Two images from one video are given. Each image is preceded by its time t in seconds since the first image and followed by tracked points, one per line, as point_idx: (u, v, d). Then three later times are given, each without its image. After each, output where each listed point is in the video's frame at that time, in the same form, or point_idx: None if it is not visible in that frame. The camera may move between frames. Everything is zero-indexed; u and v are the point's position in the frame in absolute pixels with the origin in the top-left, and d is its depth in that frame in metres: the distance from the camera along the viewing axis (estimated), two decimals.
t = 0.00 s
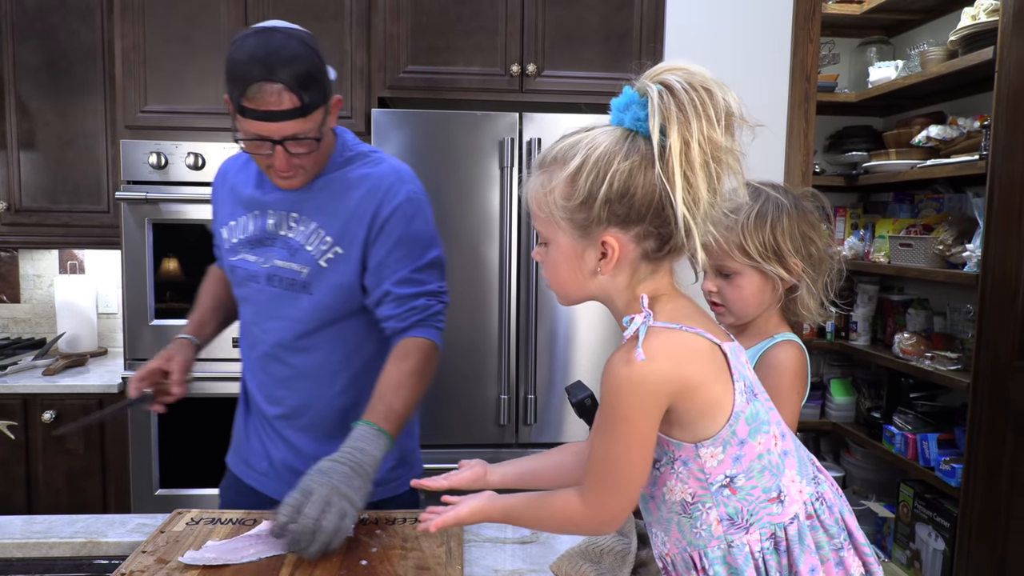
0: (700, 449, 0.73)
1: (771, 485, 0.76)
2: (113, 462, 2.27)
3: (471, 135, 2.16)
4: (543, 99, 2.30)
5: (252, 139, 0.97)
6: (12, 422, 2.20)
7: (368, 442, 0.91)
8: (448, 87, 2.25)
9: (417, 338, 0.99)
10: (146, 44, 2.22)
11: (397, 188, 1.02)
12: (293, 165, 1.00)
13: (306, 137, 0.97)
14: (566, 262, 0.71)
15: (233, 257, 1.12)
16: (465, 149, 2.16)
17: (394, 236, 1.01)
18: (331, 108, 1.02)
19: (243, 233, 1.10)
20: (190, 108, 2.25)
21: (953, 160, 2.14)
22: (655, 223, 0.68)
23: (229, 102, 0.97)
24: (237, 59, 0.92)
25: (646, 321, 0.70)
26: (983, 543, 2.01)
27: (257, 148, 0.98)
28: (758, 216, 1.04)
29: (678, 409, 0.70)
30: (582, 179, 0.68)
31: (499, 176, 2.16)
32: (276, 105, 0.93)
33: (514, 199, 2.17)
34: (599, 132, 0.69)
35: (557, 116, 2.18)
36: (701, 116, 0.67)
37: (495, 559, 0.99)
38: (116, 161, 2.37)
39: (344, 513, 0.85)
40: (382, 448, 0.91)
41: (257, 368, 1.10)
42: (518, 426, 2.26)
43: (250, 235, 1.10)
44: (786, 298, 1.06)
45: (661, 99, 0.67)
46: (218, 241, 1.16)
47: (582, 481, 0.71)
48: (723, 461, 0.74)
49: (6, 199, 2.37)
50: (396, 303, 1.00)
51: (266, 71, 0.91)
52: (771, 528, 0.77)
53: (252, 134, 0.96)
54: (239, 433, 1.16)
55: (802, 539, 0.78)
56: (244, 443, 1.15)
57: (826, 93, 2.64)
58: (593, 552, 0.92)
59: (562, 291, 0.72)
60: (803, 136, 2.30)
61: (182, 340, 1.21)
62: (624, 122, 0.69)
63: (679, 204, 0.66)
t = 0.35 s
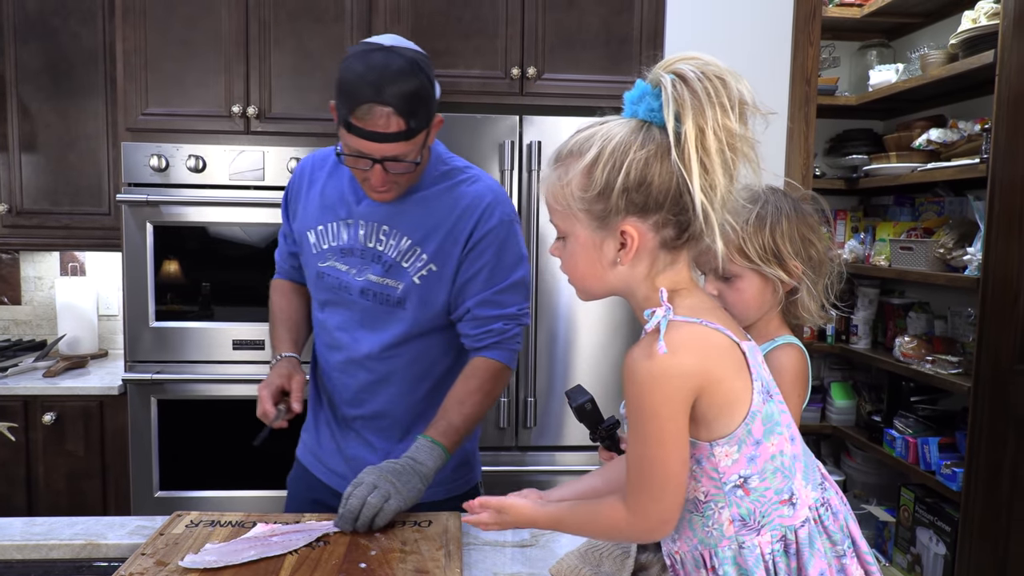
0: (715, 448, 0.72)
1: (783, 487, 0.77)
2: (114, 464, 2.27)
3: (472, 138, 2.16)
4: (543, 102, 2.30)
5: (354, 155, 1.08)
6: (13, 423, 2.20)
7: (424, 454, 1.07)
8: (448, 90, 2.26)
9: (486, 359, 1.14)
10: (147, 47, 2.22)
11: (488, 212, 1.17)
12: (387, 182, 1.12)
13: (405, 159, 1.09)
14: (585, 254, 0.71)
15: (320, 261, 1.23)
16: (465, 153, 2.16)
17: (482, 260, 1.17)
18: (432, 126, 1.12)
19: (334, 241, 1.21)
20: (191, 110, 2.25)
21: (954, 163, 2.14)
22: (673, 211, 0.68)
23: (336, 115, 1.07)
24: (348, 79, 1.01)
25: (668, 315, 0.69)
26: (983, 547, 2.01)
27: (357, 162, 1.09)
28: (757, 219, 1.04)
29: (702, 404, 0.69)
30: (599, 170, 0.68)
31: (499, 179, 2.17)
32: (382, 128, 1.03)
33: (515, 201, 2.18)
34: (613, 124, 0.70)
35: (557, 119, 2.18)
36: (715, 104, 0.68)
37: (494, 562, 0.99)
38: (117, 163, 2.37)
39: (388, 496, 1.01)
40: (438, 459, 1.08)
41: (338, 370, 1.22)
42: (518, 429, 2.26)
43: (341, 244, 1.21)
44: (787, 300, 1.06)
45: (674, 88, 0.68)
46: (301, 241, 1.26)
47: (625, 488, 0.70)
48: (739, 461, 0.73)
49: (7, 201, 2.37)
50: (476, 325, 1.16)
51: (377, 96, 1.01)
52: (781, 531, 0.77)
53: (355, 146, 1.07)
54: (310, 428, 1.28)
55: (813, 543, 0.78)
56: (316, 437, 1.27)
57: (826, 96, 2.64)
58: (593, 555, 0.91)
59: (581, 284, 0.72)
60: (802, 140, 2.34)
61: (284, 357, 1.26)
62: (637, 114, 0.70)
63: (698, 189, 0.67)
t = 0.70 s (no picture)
0: (735, 442, 0.72)
1: (801, 484, 0.76)
2: (119, 461, 2.28)
3: (476, 135, 2.16)
4: (546, 98, 2.29)
5: (374, 162, 1.11)
6: (18, 420, 2.21)
7: (429, 456, 1.08)
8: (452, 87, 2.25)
9: (493, 359, 1.18)
10: (151, 44, 2.22)
11: (509, 214, 1.23)
12: (404, 189, 1.15)
13: (423, 169, 1.12)
14: (611, 241, 0.72)
15: (344, 268, 1.25)
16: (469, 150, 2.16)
17: (500, 260, 1.22)
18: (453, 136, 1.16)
19: (361, 248, 1.24)
20: (194, 108, 2.26)
21: (959, 160, 2.13)
22: (700, 198, 0.68)
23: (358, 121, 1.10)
24: (371, 88, 1.05)
25: (694, 306, 0.68)
26: (988, 544, 2.00)
27: (377, 169, 1.12)
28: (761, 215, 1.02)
29: (727, 397, 0.69)
30: (627, 155, 0.69)
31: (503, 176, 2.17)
32: (404, 137, 1.06)
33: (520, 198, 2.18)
34: (643, 109, 0.70)
35: (561, 116, 2.18)
36: (747, 91, 0.67)
37: (497, 559, 0.99)
38: (121, 161, 2.38)
39: (388, 494, 1.01)
40: (443, 461, 1.08)
41: (363, 374, 1.26)
42: (521, 427, 2.26)
43: (368, 251, 1.24)
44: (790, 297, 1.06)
45: (706, 73, 0.68)
46: (321, 247, 1.28)
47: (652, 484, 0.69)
48: (759, 456, 0.73)
49: (12, 198, 2.38)
50: (486, 323, 1.21)
51: (400, 107, 1.04)
52: (797, 528, 0.77)
53: (375, 154, 1.10)
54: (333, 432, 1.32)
55: (828, 541, 0.78)
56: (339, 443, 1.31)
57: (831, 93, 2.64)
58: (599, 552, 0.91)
59: (606, 271, 0.73)
60: (807, 139, 2.32)
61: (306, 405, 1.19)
62: (667, 99, 0.70)
63: (726, 177, 0.66)
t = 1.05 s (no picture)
0: (748, 440, 0.72)
1: (810, 484, 0.76)
2: (121, 460, 2.28)
3: (477, 135, 2.16)
4: (548, 98, 2.29)
5: (377, 170, 1.12)
6: (21, 420, 2.21)
7: (431, 457, 1.08)
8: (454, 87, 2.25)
9: (493, 357, 1.18)
10: (153, 45, 2.22)
11: (509, 214, 1.24)
12: (406, 196, 1.15)
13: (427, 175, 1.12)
14: (627, 235, 0.72)
15: (348, 273, 1.25)
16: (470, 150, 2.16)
17: (502, 259, 1.23)
18: (456, 142, 1.16)
19: (365, 253, 1.24)
20: (197, 108, 2.26)
21: (961, 160, 2.13)
22: (718, 189, 0.68)
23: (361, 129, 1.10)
24: (374, 95, 1.05)
25: (711, 302, 0.68)
26: (990, 544, 2.00)
27: (380, 176, 1.12)
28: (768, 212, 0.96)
29: (742, 395, 0.69)
30: (644, 148, 0.69)
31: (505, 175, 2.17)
32: (406, 145, 1.06)
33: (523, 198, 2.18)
34: (659, 102, 0.70)
35: (564, 116, 2.18)
36: (765, 81, 0.68)
37: (499, 559, 0.99)
38: (124, 161, 2.38)
39: (391, 492, 1.02)
40: (445, 462, 1.08)
41: (366, 378, 1.26)
42: (524, 426, 2.26)
43: (372, 255, 1.24)
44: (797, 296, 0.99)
45: (722, 63, 0.68)
46: (322, 255, 1.28)
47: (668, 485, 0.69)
48: (770, 455, 0.73)
49: (15, 198, 2.38)
50: (487, 320, 1.21)
51: (402, 114, 1.04)
52: (807, 529, 0.77)
53: (377, 162, 1.10)
54: (338, 437, 1.32)
55: (836, 542, 0.78)
56: (344, 450, 1.31)
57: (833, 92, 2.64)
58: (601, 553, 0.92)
59: (623, 265, 0.73)
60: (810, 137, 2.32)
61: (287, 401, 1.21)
62: (684, 91, 0.70)
63: (744, 168, 0.67)
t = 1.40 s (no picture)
0: (758, 442, 0.72)
1: (818, 487, 0.76)
2: (123, 459, 2.29)
3: (480, 135, 2.16)
4: (551, 99, 2.29)
5: (371, 175, 1.12)
6: (23, 419, 2.22)
7: (428, 458, 1.08)
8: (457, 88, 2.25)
9: (492, 356, 1.18)
10: (157, 45, 2.23)
11: (508, 211, 1.24)
12: (401, 200, 1.16)
13: (422, 180, 1.12)
14: (638, 231, 0.72)
15: (348, 276, 1.25)
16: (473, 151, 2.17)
17: (501, 256, 1.23)
18: (453, 146, 1.16)
19: (365, 255, 1.24)
20: (201, 108, 2.26)
21: (964, 162, 2.13)
22: (730, 187, 0.68)
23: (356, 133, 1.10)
24: (367, 100, 1.05)
25: (724, 303, 0.68)
26: (992, 547, 1.99)
27: (375, 181, 1.13)
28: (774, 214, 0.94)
29: (754, 396, 0.69)
30: (656, 143, 0.69)
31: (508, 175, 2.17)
32: (401, 150, 1.06)
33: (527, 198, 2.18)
34: (673, 98, 0.71)
35: (567, 117, 2.18)
36: (781, 82, 0.68)
37: (501, 559, 0.99)
38: (127, 161, 2.39)
39: (385, 492, 1.02)
40: (442, 462, 1.08)
41: (369, 380, 1.26)
42: (525, 427, 2.26)
43: (372, 258, 1.24)
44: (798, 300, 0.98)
45: (739, 61, 0.68)
46: (322, 259, 1.28)
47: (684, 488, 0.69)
48: (780, 457, 0.73)
49: (19, 198, 2.39)
50: (485, 319, 1.21)
51: (396, 120, 1.04)
52: (813, 531, 0.77)
53: (372, 166, 1.10)
54: (341, 440, 1.32)
55: (843, 545, 0.78)
56: (346, 453, 1.31)
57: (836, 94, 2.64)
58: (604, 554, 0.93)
59: (634, 262, 0.73)
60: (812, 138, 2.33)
61: (294, 412, 1.20)
62: (698, 89, 0.71)
63: (757, 166, 0.67)
